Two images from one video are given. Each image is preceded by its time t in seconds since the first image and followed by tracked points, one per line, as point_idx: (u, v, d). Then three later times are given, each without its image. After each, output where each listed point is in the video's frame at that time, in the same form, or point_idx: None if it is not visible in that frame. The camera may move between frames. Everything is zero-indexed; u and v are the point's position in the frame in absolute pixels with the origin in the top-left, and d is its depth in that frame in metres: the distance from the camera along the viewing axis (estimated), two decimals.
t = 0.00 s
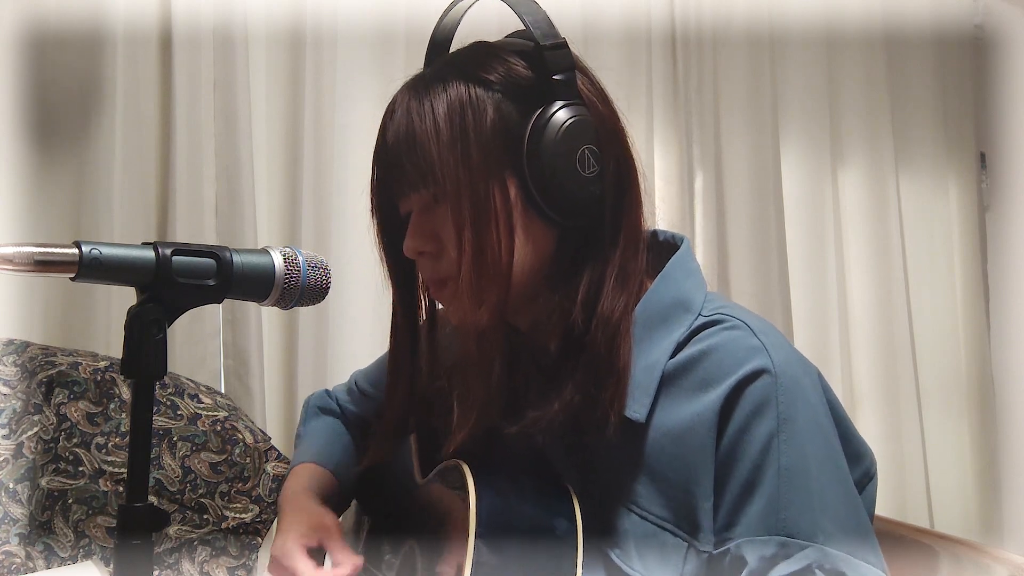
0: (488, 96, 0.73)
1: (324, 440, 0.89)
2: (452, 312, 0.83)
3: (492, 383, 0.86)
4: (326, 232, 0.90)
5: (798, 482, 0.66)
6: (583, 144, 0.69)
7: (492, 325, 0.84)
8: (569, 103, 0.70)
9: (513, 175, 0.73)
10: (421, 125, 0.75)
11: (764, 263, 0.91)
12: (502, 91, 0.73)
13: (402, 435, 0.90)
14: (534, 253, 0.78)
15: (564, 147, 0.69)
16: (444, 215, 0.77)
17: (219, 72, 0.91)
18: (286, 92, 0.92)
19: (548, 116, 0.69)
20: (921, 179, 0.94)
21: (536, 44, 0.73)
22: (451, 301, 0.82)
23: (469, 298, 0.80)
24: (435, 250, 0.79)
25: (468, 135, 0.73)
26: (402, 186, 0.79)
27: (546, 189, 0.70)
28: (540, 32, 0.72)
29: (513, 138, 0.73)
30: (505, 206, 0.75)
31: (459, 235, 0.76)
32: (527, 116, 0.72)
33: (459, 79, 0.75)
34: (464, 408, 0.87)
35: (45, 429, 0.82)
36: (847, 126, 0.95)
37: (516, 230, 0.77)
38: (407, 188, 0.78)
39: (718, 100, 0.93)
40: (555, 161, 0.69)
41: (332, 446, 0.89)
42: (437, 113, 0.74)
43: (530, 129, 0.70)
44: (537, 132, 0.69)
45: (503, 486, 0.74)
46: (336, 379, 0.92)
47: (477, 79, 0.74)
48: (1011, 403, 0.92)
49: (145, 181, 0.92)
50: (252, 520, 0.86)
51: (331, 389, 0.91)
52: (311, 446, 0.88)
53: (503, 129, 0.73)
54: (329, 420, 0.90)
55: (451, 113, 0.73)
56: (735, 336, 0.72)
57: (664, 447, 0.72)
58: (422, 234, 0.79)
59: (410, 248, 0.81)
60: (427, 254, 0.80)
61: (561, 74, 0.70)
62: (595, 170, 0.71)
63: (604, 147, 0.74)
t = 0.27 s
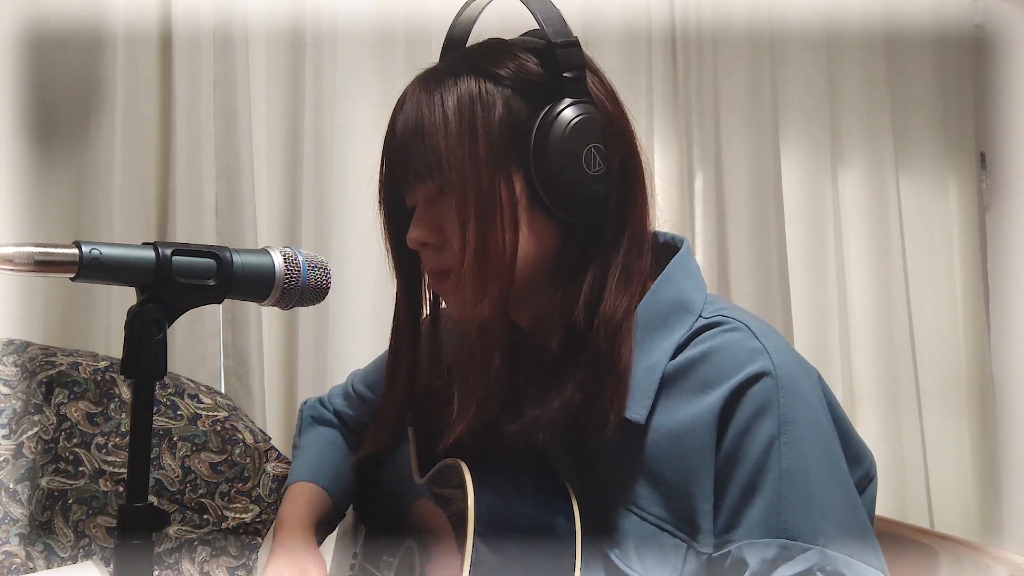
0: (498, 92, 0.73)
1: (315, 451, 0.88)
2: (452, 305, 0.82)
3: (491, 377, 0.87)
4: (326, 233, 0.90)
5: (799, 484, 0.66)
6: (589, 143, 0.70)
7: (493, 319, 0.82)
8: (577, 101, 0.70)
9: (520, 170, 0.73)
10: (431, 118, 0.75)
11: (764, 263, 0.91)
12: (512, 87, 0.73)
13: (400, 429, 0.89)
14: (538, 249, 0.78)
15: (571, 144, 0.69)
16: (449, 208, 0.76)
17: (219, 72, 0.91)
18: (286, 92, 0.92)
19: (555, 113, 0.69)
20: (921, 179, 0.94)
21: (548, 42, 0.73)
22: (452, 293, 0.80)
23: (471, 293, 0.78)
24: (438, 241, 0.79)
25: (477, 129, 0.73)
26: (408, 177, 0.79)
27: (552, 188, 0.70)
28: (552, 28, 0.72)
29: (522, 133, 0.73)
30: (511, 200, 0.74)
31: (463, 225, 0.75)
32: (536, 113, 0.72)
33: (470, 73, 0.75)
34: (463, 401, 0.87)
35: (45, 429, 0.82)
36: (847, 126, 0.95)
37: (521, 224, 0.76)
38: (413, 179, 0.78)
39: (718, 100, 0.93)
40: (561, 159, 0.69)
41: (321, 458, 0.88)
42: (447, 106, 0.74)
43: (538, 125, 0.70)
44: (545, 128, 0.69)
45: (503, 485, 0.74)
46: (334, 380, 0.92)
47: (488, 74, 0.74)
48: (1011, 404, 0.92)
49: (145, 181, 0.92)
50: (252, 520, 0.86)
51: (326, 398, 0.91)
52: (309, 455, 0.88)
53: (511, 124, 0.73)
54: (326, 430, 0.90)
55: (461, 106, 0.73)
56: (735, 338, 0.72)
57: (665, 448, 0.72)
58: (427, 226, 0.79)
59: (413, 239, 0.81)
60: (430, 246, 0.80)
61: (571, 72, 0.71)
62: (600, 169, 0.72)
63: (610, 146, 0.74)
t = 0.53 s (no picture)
0: (503, 90, 0.73)
1: (314, 454, 0.88)
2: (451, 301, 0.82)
3: (491, 373, 0.86)
4: (326, 233, 0.90)
5: (800, 484, 0.66)
6: (592, 143, 0.69)
7: (494, 317, 0.82)
8: (581, 100, 0.70)
9: (522, 169, 0.73)
10: (435, 114, 0.75)
11: (764, 263, 0.92)
12: (517, 85, 0.74)
13: (402, 431, 0.89)
14: (539, 248, 0.78)
15: (574, 143, 0.69)
16: (451, 204, 0.77)
17: (219, 71, 0.91)
18: (286, 91, 0.92)
19: (559, 113, 0.69)
20: (921, 179, 0.94)
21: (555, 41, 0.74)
22: (451, 288, 0.80)
23: (471, 289, 0.79)
24: (439, 238, 0.79)
25: (481, 126, 0.73)
26: (411, 174, 0.80)
27: (554, 188, 0.70)
28: (560, 28, 0.72)
29: (524, 132, 0.73)
30: (513, 199, 0.75)
31: (465, 223, 0.76)
32: (540, 111, 0.72)
33: (476, 70, 0.75)
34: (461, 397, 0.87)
35: (45, 429, 0.82)
36: (847, 126, 0.94)
37: (522, 223, 0.77)
38: (416, 176, 0.79)
39: (718, 100, 0.93)
40: (563, 159, 0.69)
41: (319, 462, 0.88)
42: (452, 102, 0.74)
43: (542, 123, 0.70)
44: (547, 127, 0.69)
45: (502, 485, 0.74)
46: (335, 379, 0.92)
47: (494, 72, 0.74)
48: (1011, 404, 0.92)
49: (144, 180, 0.92)
50: (252, 520, 0.87)
51: (325, 399, 0.91)
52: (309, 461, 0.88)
53: (514, 123, 0.73)
54: (327, 432, 0.90)
55: (466, 103, 0.74)
56: (737, 338, 0.72)
57: (665, 448, 0.72)
58: (428, 223, 0.80)
59: (415, 234, 0.81)
60: (431, 242, 0.80)
61: (576, 72, 0.71)
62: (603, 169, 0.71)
63: (613, 147, 0.74)
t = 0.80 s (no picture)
0: (499, 90, 0.74)
1: (316, 451, 0.89)
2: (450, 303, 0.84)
3: (488, 375, 0.87)
4: (326, 233, 0.90)
5: (800, 484, 0.67)
6: (589, 144, 0.69)
7: (493, 316, 0.84)
8: (579, 101, 0.70)
9: (518, 170, 0.73)
10: (432, 116, 0.76)
11: (764, 263, 0.92)
12: (514, 85, 0.74)
13: (403, 432, 0.89)
14: (536, 249, 0.79)
15: (570, 143, 0.69)
16: (448, 206, 0.78)
17: (219, 72, 0.91)
18: (286, 91, 0.92)
19: (556, 113, 0.69)
20: (920, 179, 0.94)
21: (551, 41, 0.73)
22: (451, 291, 0.82)
23: (469, 289, 0.81)
24: (437, 239, 0.81)
25: (478, 127, 0.74)
26: (411, 175, 0.81)
27: (550, 191, 0.70)
28: (556, 28, 0.72)
29: (520, 133, 0.73)
30: (510, 200, 0.75)
31: (462, 225, 0.77)
32: (536, 113, 0.72)
33: (472, 70, 0.75)
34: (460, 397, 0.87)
35: (45, 429, 0.82)
36: (847, 125, 0.94)
37: (519, 225, 0.77)
38: (415, 177, 0.80)
39: (718, 99, 0.93)
40: (560, 159, 0.69)
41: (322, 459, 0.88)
42: (448, 103, 0.75)
43: (539, 125, 0.70)
44: (544, 128, 0.69)
45: (502, 485, 0.75)
46: (333, 379, 0.91)
47: (490, 73, 0.74)
48: (1011, 406, 0.92)
49: (144, 180, 0.92)
50: (252, 520, 0.87)
51: (326, 395, 0.90)
52: (312, 452, 0.88)
53: (510, 123, 0.73)
54: (327, 428, 0.90)
55: (461, 103, 0.74)
56: (736, 337, 0.72)
57: (664, 447, 0.72)
58: (426, 223, 0.81)
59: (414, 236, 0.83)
60: (429, 244, 0.82)
61: (572, 72, 0.71)
62: (600, 169, 0.71)
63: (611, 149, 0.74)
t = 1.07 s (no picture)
0: (486, 99, 0.74)
1: (316, 450, 0.88)
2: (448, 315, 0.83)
3: (483, 387, 0.84)
4: (326, 233, 0.89)
5: (798, 486, 0.67)
6: (578, 153, 0.70)
7: (485, 329, 0.83)
8: (568, 109, 0.70)
9: (507, 180, 0.74)
10: (419, 124, 0.77)
11: (764, 263, 0.92)
12: (501, 94, 0.74)
13: (403, 435, 0.89)
14: (528, 256, 0.79)
15: (558, 151, 0.69)
16: (439, 216, 0.78)
17: (219, 71, 0.91)
18: (286, 90, 0.92)
19: (545, 122, 0.70)
20: (920, 178, 0.94)
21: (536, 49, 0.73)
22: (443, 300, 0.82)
23: (461, 301, 0.81)
24: (428, 250, 0.80)
25: (465, 136, 0.74)
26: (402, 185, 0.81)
27: (541, 201, 0.71)
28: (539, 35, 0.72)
29: (509, 142, 0.73)
30: (501, 209, 0.75)
31: (452, 236, 0.77)
32: (524, 122, 0.73)
33: (459, 79, 0.76)
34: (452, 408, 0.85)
35: (45, 429, 0.82)
36: (847, 125, 0.94)
37: (510, 233, 0.77)
38: (406, 188, 0.81)
39: (718, 99, 0.93)
40: (550, 166, 0.70)
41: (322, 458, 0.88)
42: (436, 113, 0.75)
43: (528, 133, 0.70)
44: (533, 136, 0.70)
45: (502, 484, 0.75)
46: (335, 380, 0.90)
47: (477, 82, 0.75)
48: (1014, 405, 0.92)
49: (144, 180, 0.92)
50: (252, 520, 0.87)
51: (329, 394, 0.90)
52: (313, 450, 0.88)
53: (499, 132, 0.74)
54: (329, 426, 0.89)
55: (449, 112, 0.75)
56: (734, 340, 0.73)
57: (663, 449, 0.72)
58: (417, 233, 0.81)
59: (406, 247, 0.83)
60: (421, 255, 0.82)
61: (560, 81, 0.71)
62: (590, 180, 0.71)
63: (602, 155, 0.74)
